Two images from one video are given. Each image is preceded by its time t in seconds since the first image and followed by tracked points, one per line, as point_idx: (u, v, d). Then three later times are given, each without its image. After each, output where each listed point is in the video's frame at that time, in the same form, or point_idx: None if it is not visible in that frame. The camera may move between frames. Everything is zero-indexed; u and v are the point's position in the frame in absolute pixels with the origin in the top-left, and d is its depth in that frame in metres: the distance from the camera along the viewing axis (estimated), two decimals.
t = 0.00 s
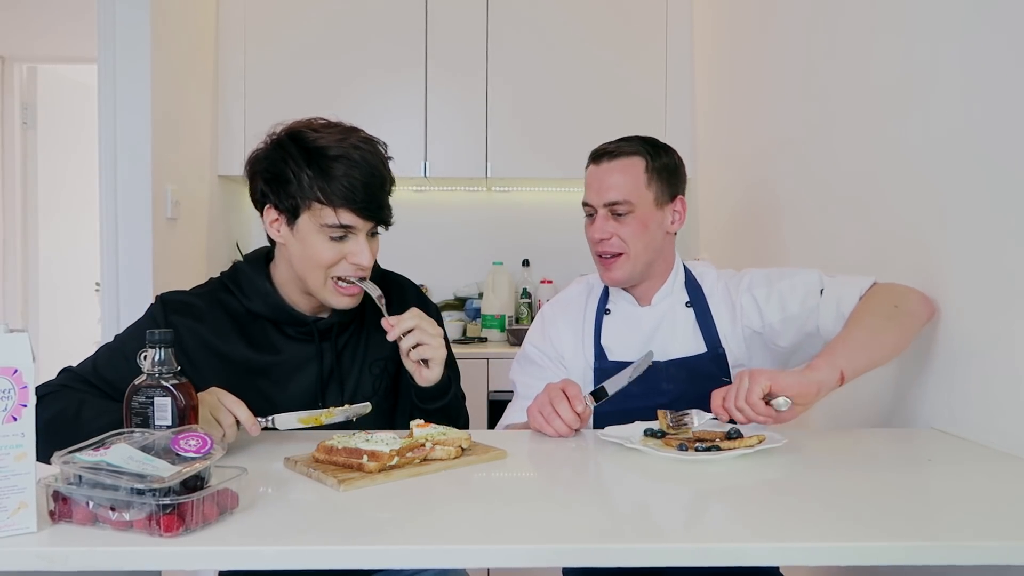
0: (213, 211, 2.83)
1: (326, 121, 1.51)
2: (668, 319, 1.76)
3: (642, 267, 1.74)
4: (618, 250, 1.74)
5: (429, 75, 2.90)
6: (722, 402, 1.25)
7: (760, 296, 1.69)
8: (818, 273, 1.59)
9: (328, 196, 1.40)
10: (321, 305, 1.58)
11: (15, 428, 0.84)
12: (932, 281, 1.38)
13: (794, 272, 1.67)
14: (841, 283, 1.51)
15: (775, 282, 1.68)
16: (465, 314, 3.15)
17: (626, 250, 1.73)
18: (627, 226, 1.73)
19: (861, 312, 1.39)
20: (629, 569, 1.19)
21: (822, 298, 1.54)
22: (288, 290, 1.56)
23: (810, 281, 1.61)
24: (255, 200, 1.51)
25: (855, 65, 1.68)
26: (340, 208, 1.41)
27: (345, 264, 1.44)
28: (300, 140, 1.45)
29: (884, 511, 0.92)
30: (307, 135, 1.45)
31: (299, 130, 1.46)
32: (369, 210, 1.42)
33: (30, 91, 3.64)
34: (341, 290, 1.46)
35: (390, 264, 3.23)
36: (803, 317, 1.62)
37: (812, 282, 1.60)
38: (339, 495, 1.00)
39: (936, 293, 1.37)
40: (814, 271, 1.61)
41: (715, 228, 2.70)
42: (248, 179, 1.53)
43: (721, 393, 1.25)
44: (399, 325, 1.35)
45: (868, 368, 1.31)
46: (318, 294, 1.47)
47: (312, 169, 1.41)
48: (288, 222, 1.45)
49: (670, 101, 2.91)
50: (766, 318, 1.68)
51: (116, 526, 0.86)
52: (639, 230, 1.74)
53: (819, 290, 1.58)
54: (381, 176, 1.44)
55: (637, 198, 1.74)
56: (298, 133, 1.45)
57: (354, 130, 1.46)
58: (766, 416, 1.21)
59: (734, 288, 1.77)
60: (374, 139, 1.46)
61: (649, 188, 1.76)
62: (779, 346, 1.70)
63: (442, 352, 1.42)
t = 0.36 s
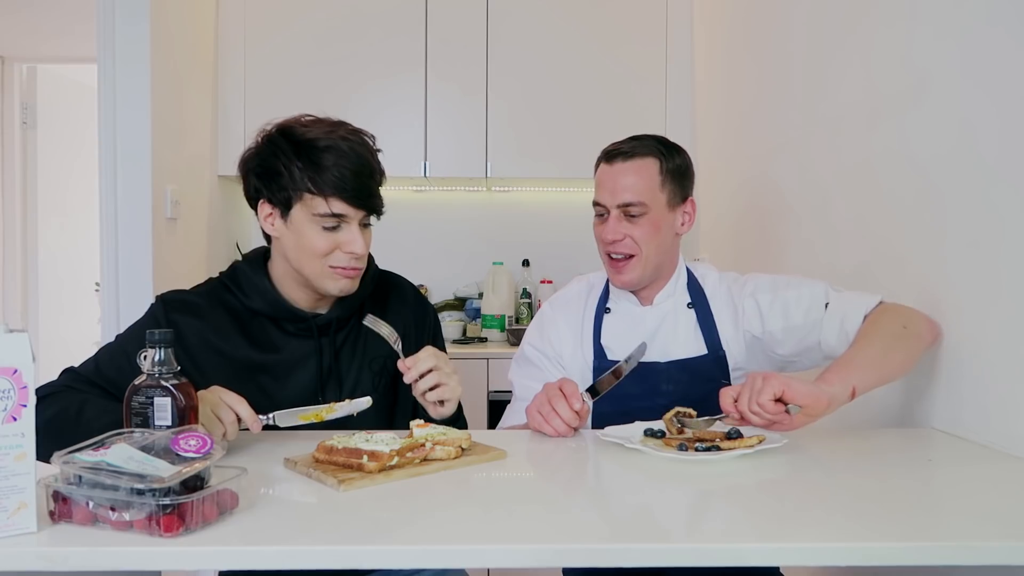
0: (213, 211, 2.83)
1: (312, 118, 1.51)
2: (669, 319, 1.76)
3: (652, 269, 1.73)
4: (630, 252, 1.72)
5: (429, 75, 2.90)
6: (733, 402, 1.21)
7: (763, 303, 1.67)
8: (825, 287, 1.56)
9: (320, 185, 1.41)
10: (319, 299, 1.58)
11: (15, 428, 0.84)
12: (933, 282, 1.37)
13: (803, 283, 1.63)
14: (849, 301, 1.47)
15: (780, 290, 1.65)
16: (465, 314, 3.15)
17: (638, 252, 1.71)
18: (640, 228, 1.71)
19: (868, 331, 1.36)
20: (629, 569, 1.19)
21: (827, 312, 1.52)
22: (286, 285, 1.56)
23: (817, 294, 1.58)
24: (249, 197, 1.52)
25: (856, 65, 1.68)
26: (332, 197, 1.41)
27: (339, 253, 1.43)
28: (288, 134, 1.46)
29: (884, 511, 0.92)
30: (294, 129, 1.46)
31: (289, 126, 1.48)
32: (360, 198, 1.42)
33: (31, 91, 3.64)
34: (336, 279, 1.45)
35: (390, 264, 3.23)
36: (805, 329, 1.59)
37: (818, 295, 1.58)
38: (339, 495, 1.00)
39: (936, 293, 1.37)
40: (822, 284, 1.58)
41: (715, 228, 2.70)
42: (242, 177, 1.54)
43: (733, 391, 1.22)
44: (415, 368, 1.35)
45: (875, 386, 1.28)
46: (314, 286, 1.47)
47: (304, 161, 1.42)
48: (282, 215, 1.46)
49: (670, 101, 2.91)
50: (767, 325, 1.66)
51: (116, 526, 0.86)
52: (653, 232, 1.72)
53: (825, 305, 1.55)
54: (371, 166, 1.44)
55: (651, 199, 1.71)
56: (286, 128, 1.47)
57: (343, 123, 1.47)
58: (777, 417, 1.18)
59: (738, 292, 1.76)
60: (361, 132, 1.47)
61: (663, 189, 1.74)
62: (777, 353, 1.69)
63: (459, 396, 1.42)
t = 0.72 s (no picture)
0: (213, 211, 2.83)
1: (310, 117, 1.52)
2: (670, 327, 1.74)
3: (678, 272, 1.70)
4: (661, 260, 1.65)
5: (429, 75, 2.90)
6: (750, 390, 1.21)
7: (770, 317, 1.66)
8: (836, 314, 1.52)
9: (315, 181, 1.41)
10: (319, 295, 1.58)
11: (16, 429, 0.84)
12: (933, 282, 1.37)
13: (815, 304, 1.60)
14: (857, 333, 1.45)
15: (789, 307, 1.64)
16: (465, 314, 3.15)
17: (669, 258, 1.66)
18: (666, 234, 1.65)
19: (878, 361, 1.36)
20: (628, 569, 1.19)
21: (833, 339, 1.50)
22: (286, 281, 1.56)
23: (825, 320, 1.55)
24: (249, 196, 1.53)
25: (856, 65, 1.68)
26: (327, 193, 1.41)
27: (337, 248, 1.43)
28: (286, 134, 1.46)
29: (883, 511, 0.92)
30: (292, 128, 1.46)
31: (285, 124, 1.48)
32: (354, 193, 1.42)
33: (31, 91, 3.64)
34: (335, 274, 1.45)
35: (390, 264, 3.23)
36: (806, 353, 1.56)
37: (827, 322, 1.54)
38: (339, 495, 1.00)
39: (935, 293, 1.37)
40: (833, 309, 1.55)
41: (715, 228, 2.70)
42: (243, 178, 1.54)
43: (749, 382, 1.22)
44: (408, 415, 1.37)
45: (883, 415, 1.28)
46: (312, 281, 1.47)
47: (299, 158, 1.42)
48: (279, 212, 1.46)
49: (670, 101, 2.92)
50: (769, 339, 1.65)
51: (116, 526, 0.86)
52: (675, 234, 1.67)
53: (832, 331, 1.52)
54: (366, 162, 1.44)
55: (669, 201, 1.65)
56: (285, 128, 1.47)
57: (339, 121, 1.47)
58: (783, 415, 1.17)
59: (744, 301, 1.74)
60: (357, 129, 1.47)
61: (672, 190, 1.68)
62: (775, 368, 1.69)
63: (460, 414, 1.45)
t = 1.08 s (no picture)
0: (213, 211, 2.83)
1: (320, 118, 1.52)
2: (675, 330, 1.71)
3: (675, 269, 1.68)
4: (654, 265, 1.64)
5: (429, 75, 2.90)
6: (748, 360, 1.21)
7: (778, 325, 1.62)
8: (845, 328, 1.49)
9: (310, 183, 1.40)
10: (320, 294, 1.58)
11: (16, 428, 0.84)
12: (933, 282, 1.37)
13: (825, 315, 1.56)
14: (862, 350, 1.42)
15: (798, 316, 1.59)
16: (465, 314, 3.15)
17: (659, 261, 1.64)
18: (651, 238, 1.64)
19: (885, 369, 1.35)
20: (628, 569, 1.19)
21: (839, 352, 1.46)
22: (288, 280, 1.57)
23: (833, 332, 1.51)
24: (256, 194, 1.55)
25: (856, 65, 1.68)
26: (321, 195, 1.41)
27: (331, 249, 1.43)
28: (290, 134, 1.47)
29: (885, 511, 0.92)
30: (297, 129, 1.47)
31: (287, 125, 1.49)
32: (348, 195, 1.41)
33: (31, 91, 3.64)
34: (330, 274, 1.45)
35: (390, 264, 3.23)
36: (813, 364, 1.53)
37: (837, 334, 1.50)
38: (339, 495, 1.00)
39: (935, 293, 1.37)
40: (841, 323, 1.51)
41: (715, 227, 2.70)
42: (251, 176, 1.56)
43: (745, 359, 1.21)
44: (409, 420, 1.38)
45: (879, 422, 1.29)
46: (310, 280, 1.48)
47: (296, 160, 1.42)
48: (279, 211, 1.47)
49: (670, 101, 2.92)
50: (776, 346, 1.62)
51: (116, 526, 0.86)
52: (662, 235, 1.65)
53: (838, 344, 1.48)
54: (363, 165, 1.42)
55: (648, 206, 1.63)
56: (289, 128, 1.48)
57: (344, 124, 1.47)
58: (773, 391, 1.18)
59: (753, 306, 1.71)
60: (361, 133, 1.47)
61: (651, 193, 1.66)
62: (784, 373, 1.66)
63: (460, 416, 1.46)
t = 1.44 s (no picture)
0: (213, 210, 2.83)
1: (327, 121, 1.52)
2: (678, 331, 1.68)
3: (643, 279, 1.67)
4: (615, 266, 1.66)
5: (429, 76, 2.90)
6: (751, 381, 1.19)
7: (782, 331, 1.58)
8: (850, 333, 1.46)
9: (311, 185, 1.40)
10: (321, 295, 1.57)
11: (16, 428, 0.84)
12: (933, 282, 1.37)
13: (829, 321, 1.53)
14: (868, 355, 1.40)
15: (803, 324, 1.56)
16: (465, 314, 3.15)
17: (623, 265, 1.66)
18: (625, 241, 1.66)
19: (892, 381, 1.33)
20: (628, 569, 1.19)
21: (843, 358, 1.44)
22: (289, 279, 1.57)
23: (838, 338, 1.48)
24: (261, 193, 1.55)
25: (856, 66, 1.68)
26: (322, 198, 1.41)
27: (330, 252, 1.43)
28: (295, 135, 1.47)
29: (885, 511, 0.92)
30: (302, 130, 1.47)
31: (294, 126, 1.49)
32: (348, 199, 1.41)
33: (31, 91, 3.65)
34: (328, 277, 1.45)
35: (390, 264, 3.23)
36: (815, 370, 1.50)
37: (840, 340, 1.48)
38: (338, 495, 1.00)
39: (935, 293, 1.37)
40: (847, 328, 1.48)
41: (715, 227, 2.70)
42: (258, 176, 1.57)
43: (750, 372, 1.21)
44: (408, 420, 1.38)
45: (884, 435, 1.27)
46: (309, 281, 1.48)
47: (299, 161, 1.43)
48: (281, 211, 1.47)
49: (670, 102, 2.92)
50: (779, 352, 1.59)
51: (116, 526, 0.86)
52: (639, 243, 1.66)
53: (843, 350, 1.46)
54: (366, 170, 1.42)
55: (635, 207, 1.66)
56: (295, 129, 1.48)
57: (350, 128, 1.47)
58: (780, 409, 1.16)
59: (757, 311, 1.68)
60: (367, 137, 1.47)
61: (650, 197, 1.68)
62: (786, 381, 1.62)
63: (459, 415, 1.46)
